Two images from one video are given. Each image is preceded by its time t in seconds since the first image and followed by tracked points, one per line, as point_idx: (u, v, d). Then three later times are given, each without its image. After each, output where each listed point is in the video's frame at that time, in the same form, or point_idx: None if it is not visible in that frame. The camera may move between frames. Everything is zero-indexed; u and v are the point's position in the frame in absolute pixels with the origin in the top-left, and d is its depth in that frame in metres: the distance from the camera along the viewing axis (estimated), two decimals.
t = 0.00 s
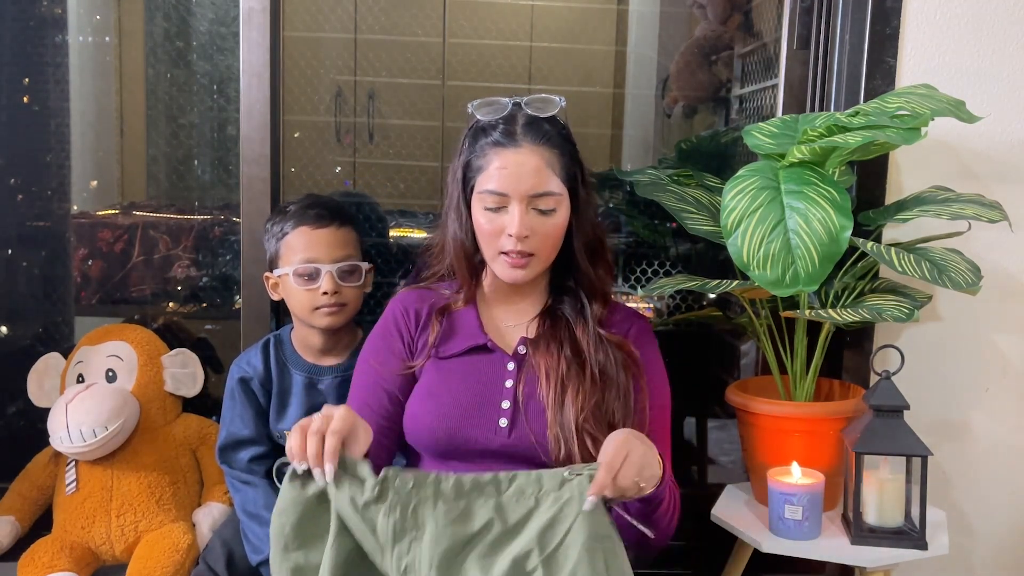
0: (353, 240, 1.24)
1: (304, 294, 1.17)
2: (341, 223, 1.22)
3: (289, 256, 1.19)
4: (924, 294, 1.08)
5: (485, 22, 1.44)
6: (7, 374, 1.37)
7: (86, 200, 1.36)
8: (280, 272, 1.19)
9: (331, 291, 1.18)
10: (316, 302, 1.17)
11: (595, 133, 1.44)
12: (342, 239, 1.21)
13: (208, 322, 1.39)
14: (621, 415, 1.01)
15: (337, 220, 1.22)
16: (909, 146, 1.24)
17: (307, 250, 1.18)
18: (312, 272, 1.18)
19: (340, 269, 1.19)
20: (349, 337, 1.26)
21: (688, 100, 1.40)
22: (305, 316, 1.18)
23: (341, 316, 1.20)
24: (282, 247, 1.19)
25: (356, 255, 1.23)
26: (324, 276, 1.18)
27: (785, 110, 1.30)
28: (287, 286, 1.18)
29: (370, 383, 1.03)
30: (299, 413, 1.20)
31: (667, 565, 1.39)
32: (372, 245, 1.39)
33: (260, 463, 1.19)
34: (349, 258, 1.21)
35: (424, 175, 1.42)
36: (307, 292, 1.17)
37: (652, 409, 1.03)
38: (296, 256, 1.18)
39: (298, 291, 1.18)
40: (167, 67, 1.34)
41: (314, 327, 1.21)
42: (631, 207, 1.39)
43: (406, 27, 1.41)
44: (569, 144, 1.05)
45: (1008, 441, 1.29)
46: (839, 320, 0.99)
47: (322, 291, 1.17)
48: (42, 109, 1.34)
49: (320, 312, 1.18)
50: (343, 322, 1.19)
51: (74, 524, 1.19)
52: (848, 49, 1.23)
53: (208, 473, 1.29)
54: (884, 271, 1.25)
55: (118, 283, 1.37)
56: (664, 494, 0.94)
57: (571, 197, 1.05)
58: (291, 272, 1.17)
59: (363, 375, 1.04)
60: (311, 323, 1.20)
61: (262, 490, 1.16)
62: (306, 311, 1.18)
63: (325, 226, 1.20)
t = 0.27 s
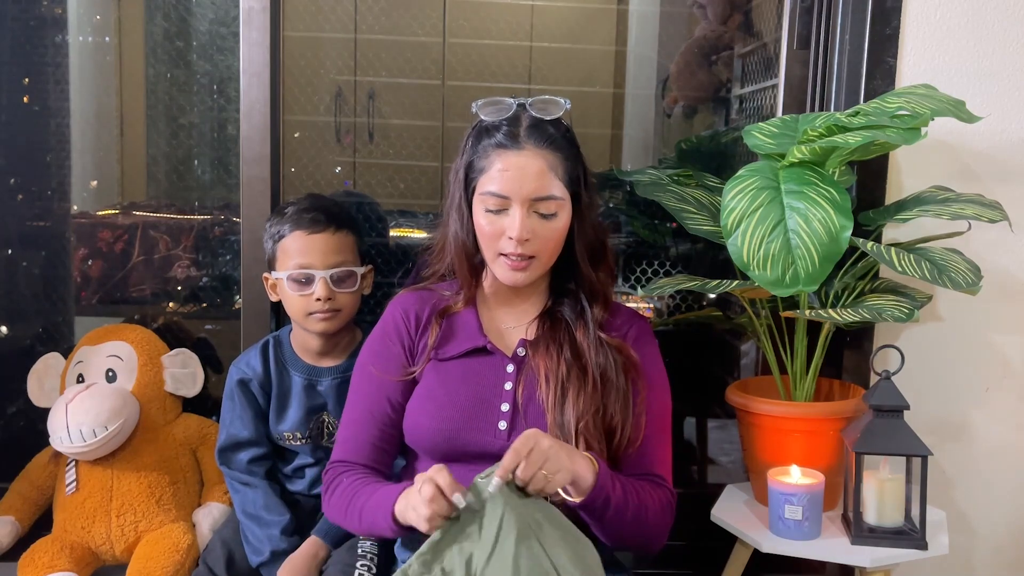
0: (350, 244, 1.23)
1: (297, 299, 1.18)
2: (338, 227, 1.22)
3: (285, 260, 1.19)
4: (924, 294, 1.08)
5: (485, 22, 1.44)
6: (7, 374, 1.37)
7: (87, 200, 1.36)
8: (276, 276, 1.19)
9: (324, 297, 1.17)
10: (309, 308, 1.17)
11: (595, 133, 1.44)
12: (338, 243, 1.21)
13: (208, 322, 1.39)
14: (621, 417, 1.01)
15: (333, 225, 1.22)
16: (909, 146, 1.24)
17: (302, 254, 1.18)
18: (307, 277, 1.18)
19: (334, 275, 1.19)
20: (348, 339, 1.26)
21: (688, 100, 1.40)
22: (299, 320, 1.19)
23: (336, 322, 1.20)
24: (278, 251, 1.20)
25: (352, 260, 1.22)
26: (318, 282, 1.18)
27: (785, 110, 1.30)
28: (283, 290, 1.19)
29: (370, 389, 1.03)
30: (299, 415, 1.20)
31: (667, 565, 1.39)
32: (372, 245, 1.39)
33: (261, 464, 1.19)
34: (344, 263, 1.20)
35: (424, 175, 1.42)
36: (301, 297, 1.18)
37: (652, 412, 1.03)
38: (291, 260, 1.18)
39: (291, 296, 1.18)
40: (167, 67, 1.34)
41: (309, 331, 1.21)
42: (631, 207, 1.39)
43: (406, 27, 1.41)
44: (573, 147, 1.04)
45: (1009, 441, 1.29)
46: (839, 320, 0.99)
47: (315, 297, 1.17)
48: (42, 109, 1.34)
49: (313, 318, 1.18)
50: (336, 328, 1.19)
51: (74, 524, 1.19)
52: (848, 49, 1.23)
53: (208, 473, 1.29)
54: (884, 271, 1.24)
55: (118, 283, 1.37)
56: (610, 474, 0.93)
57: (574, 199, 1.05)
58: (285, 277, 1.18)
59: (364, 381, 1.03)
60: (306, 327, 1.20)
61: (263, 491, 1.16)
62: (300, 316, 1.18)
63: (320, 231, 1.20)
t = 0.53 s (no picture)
0: (351, 245, 1.23)
1: (300, 301, 1.18)
2: (338, 228, 1.22)
3: (286, 262, 1.18)
4: (924, 294, 1.08)
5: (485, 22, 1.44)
6: (7, 374, 1.37)
7: (87, 200, 1.36)
8: (278, 278, 1.19)
9: (328, 299, 1.17)
10: (312, 311, 1.18)
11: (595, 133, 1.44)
12: (339, 245, 1.21)
13: (208, 322, 1.39)
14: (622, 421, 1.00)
15: (334, 226, 1.21)
16: (909, 146, 1.24)
17: (305, 257, 1.18)
18: (310, 280, 1.18)
19: (336, 278, 1.19)
20: (348, 340, 1.26)
21: (688, 100, 1.40)
22: (302, 323, 1.19)
23: (338, 324, 1.20)
24: (279, 252, 1.19)
25: (353, 262, 1.22)
26: (321, 285, 1.18)
27: (785, 110, 1.30)
28: (284, 292, 1.19)
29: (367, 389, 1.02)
30: (298, 416, 1.21)
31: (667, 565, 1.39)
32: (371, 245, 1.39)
33: (260, 465, 1.19)
34: (346, 265, 1.21)
35: (424, 175, 1.42)
36: (304, 299, 1.17)
37: (653, 416, 1.03)
38: (292, 263, 1.18)
39: (294, 298, 1.18)
40: (167, 67, 1.34)
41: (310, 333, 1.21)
42: (631, 207, 1.39)
43: (406, 28, 1.41)
44: (578, 147, 1.05)
45: (1008, 441, 1.29)
46: (839, 320, 0.99)
47: (318, 299, 1.17)
48: (43, 109, 1.34)
49: (316, 320, 1.18)
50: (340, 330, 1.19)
51: (75, 524, 1.19)
52: (848, 49, 1.23)
53: (208, 473, 1.29)
54: (884, 271, 1.24)
55: (118, 283, 1.37)
56: (584, 483, 0.94)
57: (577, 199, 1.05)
58: (288, 279, 1.18)
59: (362, 382, 1.02)
60: (308, 329, 1.20)
61: (262, 492, 1.16)
62: (302, 318, 1.18)
63: (322, 232, 1.20)
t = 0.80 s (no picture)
0: (350, 245, 1.23)
1: (301, 303, 1.18)
2: (337, 229, 1.22)
3: (286, 265, 1.18)
4: (924, 294, 1.08)
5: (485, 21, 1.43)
6: (7, 374, 1.37)
7: (86, 200, 1.36)
8: (277, 280, 1.18)
9: (329, 300, 1.18)
10: (313, 312, 1.18)
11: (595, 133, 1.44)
12: (338, 245, 1.21)
13: (208, 322, 1.39)
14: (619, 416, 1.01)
15: (333, 227, 1.21)
16: (909, 146, 1.24)
17: (304, 258, 1.18)
18: (310, 281, 1.18)
19: (337, 279, 1.19)
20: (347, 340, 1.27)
21: (688, 100, 1.40)
22: (302, 324, 1.19)
23: (339, 325, 1.20)
24: (278, 254, 1.19)
25: (353, 262, 1.22)
26: (323, 286, 1.18)
27: (785, 110, 1.30)
28: (284, 294, 1.19)
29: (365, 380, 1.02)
30: (298, 417, 1.21)
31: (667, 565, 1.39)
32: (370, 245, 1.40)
33: (260, 466, 1.19)
34: (346, 265, 1.21)
35: (424, 175, 1.42)
36: (305, 301, 1.17)
37: (651, 411, 1.03)
38: (292, 265, 1.18)
39: (295, 300, 1.18)
40: (167, 67, 1.34)
41: (309, 334, 1.21)
42: (631, 207, 1.39)
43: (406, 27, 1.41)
44: (584, 146, 1.05)
45: (1008, 441, 1.29)
46: (839, 320, 0.99)
47: (320, 300, 1.18)
48: (43, 109, 1.34)
49: (318, 321, 1.19)
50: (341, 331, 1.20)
51: (75, 524, 1.19)
52: (848, 49, 1.23)
53: (208, 473, 1.29)
54: (884, 271, 1.25)
55: (118, 283, 1.37)
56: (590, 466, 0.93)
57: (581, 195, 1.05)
58: (288, 282, 1.17)
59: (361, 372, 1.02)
60: (308, 330, 1.20)
61: (262, 493, 1.16)
62: (303, 320, 1.18)
63: (320, 233, 1.19)
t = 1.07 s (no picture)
0: (350, 245, 1.23)
1: (303, 301, 1.17)
2: (337, 228, 1.22)
3: (286, 263, 1.18)
4: (924, 294, 1.08)
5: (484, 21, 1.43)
6: (7, 374, 1.37)
7: (86, 200, 1.36)
8: (278, 279, 1.18)
9: (331, 298, 1.18)
10: (315, 310, 1.18)
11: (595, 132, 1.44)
12: (339, 244, 1.21)
13: (208, 322, 1.39)
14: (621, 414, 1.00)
15: (334, 226, 1.22)
16: (909, 146, 1.24)
17: (305, 256, 1.18)
18: (312, 279, 1.18)
19: (338, 276, 1.19)
20: (345, 339, 1.27)
21: (688, 100, 1.40)
22: (303, 322, 1.19)
23: (340, 323, 1.21)
24: (278, 253, 1.19)
25: (352, 260, 1.23)
26: (325, 284, 1.18)
27: (785, 110, 1.30)
28: (285, 292, 1.18)
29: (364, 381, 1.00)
30: (297, 418, 1.21)
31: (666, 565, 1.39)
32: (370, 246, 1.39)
33: (260, 466, 1.19)
34: (346, 264, 1.21)
35: (424, 175, 1.42)
36: (306, 299, 1.17)
37: (653, 410, 1.03)
38: (292, 264, 1.18)
39: (296, 298, 1.18)
40: (167, 67, 1.34)
41: (309, 333, 1.21)
42: (631, 207, 1.39)
43: (406, 27, 1.41)
44: (585, 144, 1.05)
45: (1008, 441, 1.29)
46: (839, 320, 0.99)
47: (322, 298, 1.18)
48: (43, 109, 1.34)
49: (320, 319, 1.19)
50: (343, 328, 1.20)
51: (75, 524, 1.19)
52: (848, 49, 1.23)
53: (208, 473, 1.29)
54: (884, 271, 1.24)
55: (118, 283, 1.37)
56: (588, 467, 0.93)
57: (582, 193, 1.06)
58: (290, 280, 1.17)
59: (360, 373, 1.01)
60: (308, 329, 1.20)
61: (262, 493, 1.16)
62: (305, 318, 1.18)
63: (321, 232, 1.20)
